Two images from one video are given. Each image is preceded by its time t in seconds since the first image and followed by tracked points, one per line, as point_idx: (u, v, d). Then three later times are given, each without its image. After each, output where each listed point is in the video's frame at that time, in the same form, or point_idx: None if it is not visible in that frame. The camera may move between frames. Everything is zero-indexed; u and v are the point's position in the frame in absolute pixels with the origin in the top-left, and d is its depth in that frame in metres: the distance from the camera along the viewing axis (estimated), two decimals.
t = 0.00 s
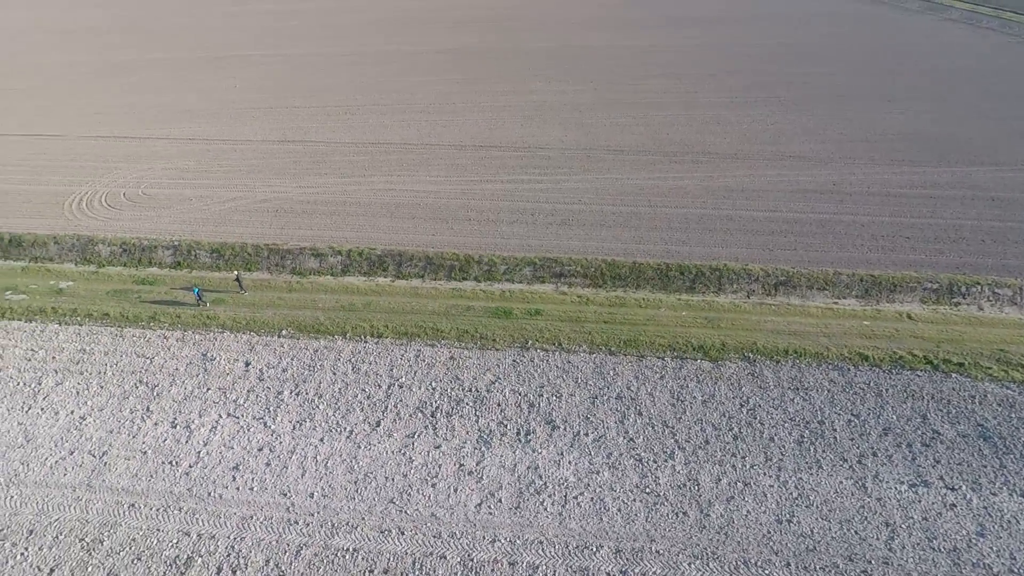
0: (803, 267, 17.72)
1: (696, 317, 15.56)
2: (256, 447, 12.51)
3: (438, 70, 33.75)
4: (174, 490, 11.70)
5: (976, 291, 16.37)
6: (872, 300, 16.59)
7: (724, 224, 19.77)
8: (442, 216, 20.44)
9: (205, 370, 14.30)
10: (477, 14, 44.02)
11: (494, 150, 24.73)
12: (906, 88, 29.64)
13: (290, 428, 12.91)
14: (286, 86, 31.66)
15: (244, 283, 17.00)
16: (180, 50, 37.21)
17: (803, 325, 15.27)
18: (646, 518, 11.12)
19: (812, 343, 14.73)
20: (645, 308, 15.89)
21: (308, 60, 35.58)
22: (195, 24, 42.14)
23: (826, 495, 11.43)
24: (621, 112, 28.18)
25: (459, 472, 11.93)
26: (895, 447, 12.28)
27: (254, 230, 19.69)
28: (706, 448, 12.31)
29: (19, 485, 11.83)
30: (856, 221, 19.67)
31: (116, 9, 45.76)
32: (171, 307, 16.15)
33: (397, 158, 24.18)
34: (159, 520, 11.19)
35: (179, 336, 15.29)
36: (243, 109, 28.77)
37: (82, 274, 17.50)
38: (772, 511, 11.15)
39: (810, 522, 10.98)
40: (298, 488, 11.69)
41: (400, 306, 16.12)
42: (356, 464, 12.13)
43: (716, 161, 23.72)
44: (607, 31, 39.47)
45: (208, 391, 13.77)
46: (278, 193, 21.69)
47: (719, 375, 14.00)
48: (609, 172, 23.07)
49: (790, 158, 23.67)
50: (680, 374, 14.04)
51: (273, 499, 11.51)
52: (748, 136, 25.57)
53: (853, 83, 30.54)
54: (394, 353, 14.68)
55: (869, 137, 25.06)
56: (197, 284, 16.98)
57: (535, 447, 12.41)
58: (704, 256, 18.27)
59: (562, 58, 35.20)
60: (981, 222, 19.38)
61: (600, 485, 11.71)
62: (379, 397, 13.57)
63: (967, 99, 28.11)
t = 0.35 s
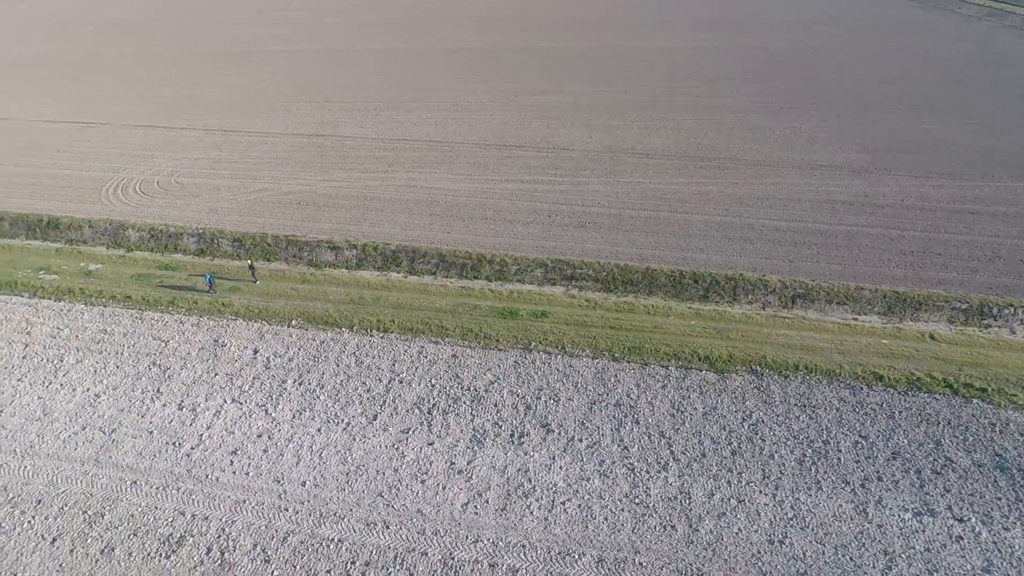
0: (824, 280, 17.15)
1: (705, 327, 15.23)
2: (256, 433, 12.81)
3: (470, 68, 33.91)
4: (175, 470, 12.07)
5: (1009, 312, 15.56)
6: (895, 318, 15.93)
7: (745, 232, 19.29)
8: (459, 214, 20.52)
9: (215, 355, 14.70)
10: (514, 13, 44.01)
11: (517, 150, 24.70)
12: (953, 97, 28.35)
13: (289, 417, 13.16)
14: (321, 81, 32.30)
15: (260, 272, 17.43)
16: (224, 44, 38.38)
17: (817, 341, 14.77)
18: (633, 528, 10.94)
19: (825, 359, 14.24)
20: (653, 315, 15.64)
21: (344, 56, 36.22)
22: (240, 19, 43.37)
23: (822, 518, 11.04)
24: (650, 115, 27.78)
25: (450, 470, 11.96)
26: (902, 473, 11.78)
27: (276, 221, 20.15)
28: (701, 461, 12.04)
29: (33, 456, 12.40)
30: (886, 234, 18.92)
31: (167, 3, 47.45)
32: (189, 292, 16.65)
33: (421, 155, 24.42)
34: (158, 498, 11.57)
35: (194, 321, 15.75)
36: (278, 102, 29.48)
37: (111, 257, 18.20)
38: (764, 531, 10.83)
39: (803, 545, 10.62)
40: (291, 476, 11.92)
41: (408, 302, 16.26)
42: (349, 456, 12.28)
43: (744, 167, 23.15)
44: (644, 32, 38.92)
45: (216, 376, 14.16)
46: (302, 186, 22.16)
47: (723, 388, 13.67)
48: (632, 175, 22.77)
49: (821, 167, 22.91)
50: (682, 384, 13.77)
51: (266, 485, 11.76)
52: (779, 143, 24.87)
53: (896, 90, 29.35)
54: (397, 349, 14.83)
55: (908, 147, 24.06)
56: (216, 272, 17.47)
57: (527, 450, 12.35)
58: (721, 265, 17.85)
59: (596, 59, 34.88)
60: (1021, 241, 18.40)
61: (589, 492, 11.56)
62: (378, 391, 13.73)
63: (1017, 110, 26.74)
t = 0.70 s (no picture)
0: (845, 295, 16.57)
1: (713, 338, 14.88)
2: (257, 420, 13.12)
3: (503, 68, 33.97)
4: (177, 452, 12.47)
5: None
6: (917, 338, 15.28)
7: (766, 243, 18.78)
8: (477, 213, 20.59)
9: (226, 342, 15.12)
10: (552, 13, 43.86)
11: (541, 151, 24.64)
12: (1005, 109, 26.99)
13: (291, 407, 13.44)
14: (355, 78, 32.87)
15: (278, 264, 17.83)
16: (266, 40, 39.42)
17: (829, 358, 14.28)
18: (618, 539, 10.78)
19: (836, 378, 13.76)
20: (661, 324, 15.38)
21: (380, 53, 36.75)
22: (283, 15, 44.47)
23: (816, 542, 10.66)
24: (679, 119, 27.30)
25: (440, 469, 12.01)
26: (906, 501, 11.28)
27: (297, 214, 20.60)
28: (695, 475, 11.78)
29: (48, 430, 13.00)
30: (916, 251, 18.16)
31: None
32: (208, 280, 17.16)
33: (445, 154, 24.63)
34: (158, 478, 11.97)
35: (210, 308, 16.22)
36: (311, 98, 30.15)
37: (139, 243, 18.91)
38: (753, 551, 10.53)
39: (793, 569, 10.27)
40: (286, 465, 12.17)
41: (417, 299, 16.37)
42: (343, 449, 12.47)
43: (772, 176, 22.52)
44: (682, 34, 38.27)
45: (225, 362, 14.56)
46: (326, 181, 22.59)
47: (726, 401, 13.34)
48: (654, 180, 22.43)
49: (854, 178, 22.12)
50: (684, 395, 13.50)
51: (261, 472, 12.04)
52: (812, 152, 24.10)
53: (943, 100, 28.10)
54: (401, 345, 14.97)
55: (950, 160, 23.01)
56: (236, 261, 17.96)
57: (519, 453, 12.30)
58: (737, 275, 17.43)
59: (630, 61, 34.48)
60: None
61: (577, 499, 11.44)
62: (379, 385, 13.89)
63: None
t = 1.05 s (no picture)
0: (865, 312, 15.96)
1: (721, 350, 14.53)
2: (260, 407, 13.45)
3: (536, 68, 33.91)
4: (181, 433, 12.88)
5: None
6: (939, 360, 14.59)
7: (787, 254, 18.25)
8: (494, 213, 20.60)
9: (238, 329, 15.53)
10: (590, 13, 43.50)
11: (565, 152, 24.49)
12: None
13: (293, 395, 13.72)
14: (389, 74, 33.30)
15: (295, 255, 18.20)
16: (308, 35, 40.30)
17: (841, 377, 13.77)
18: (602, 548, 10.64)
19: (846, 397, 13.26)
20: (669, 333, 15.10)
21: (416, 50, 37.13)
22: (325, 11, 45.38)
23: (808, 567, 10.29)
24: (709, 124, 26.76)
25: (431, 466, 12.07)
26: (909, 531, 10.80)
27: (319, 207, 21.00)
28: (687, 488, 11.53)
29: (66, 405, 13.61)
30: (947, 269, 17.35)
31: None
32: (227, 268, 17.66)
33: (469, 152, 24.74)
34: (161, 457, 12.39)
35: (227, 296, 16.69)
36: (345, 94, 30.70)
37: (167, 230, 19.62)
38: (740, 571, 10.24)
39: None
40: (283, 452, 12.43)
41: (426, 296, 16.47)
42: (339, 440, 12.66)
43: (801, 185, 21.84)
44: (722, 37, 37.43)
45: (235, 348, 14.96)
46: (350, 175, 22.98)
47: (727, 415, 13.01)
48: (677, 185, 22.03)
49: (888, 190, 21.27)
50: (685, 406, 13.22)
51: (258, 457, 12.33)
52: (846, 161, 23.28)
53: (994, 111, 26.72)
54: (406, 341, 15.09)
55: (994, 174, 21.89)
56: (256, 251, 18.41)
57: (511, 455, 12.26)
58: (754, 286, 16.97)
59: (665, 63, 33.95)
60: None
61: (564, 505, 11.33)
62: (380, 379, 14.05)
63: None
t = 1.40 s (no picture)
0: (885, 330, 15.34)
1: (727, 362, 14.17)
2: (263, 394, 13.77)
3: (568, 70, 33.76)
4: (186, 415, 13.29)
5: None
6: (961, 384, 13.89)
7: (809, 266, 17.67)
8: (512, 213, 20.58)
9: (250, 317, 15.94)
10: (628, 15, 43.05)
11: (589, 155, 24.30)
12: None
13: (296, 385, 14.01)
14: (423, 72, 33.66)
15: (312, 248, 18.57)
16: (347, 32, 41.05)
17: (852, 397, 13.25)
18: (584, 556, 10.50)
19: (854, 418, 12.77)
20: (676, 342, 14.80)
21: (452, 49, 37.41)
22: (367, 9, 46.18)
23: None
24: (740, 130, 26.15)
25: (422, 462, 12.13)
26: (907, 563, 10.32)
27: (340, 201, 21.37)
28: (678, 502, 11.29)
29: (83, 383, 14.20)
30: (978, 289, 16.53)
31: None
32: (247, 258, 18.14)
33: (493, 151, 24.80)
34: (166, 437, 12.83)
35: (243, 285, 17.13)
36: (377, 91, 31.18)
37: (194, 218, 20.30)
38: None
39: None
40: (280, 439, 12.71)
41: (435, 293, 16.55)
42: (336, 431, 12.85)
43: (831, 195, 21.13)
44: (762, 41, 36.52)
45: (246, 335, 15.36)
46: (374, 171, 23.32)
47: (727, 429, 12.68)
48: (701, 192, 21.60)
49: (923, 204, 20.38)
50: (684, 418, 12.94)
51: (256, 443, 12.63)
52: (881, 172, 22.41)
53: None
54: (411, 337, 15.22)
55: None
56: (275, 242, 18.86)
57: (502, 456, 12.23)
58: (769, 298, 16.49)
59: (701, 67, 33.31)
60: None
61: (550, 511, 11.22)
62: (381, 373, 14.22)
63: None
